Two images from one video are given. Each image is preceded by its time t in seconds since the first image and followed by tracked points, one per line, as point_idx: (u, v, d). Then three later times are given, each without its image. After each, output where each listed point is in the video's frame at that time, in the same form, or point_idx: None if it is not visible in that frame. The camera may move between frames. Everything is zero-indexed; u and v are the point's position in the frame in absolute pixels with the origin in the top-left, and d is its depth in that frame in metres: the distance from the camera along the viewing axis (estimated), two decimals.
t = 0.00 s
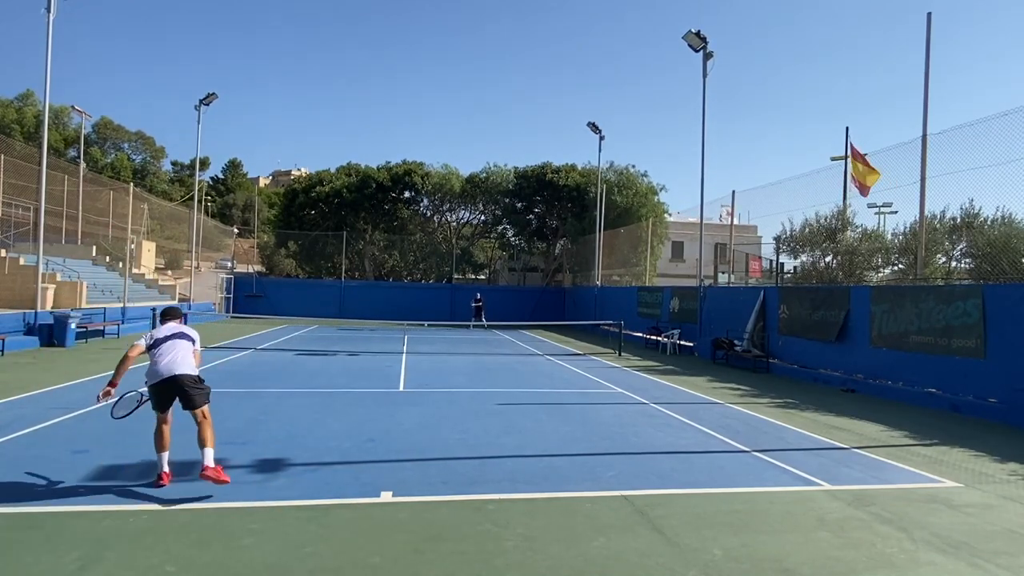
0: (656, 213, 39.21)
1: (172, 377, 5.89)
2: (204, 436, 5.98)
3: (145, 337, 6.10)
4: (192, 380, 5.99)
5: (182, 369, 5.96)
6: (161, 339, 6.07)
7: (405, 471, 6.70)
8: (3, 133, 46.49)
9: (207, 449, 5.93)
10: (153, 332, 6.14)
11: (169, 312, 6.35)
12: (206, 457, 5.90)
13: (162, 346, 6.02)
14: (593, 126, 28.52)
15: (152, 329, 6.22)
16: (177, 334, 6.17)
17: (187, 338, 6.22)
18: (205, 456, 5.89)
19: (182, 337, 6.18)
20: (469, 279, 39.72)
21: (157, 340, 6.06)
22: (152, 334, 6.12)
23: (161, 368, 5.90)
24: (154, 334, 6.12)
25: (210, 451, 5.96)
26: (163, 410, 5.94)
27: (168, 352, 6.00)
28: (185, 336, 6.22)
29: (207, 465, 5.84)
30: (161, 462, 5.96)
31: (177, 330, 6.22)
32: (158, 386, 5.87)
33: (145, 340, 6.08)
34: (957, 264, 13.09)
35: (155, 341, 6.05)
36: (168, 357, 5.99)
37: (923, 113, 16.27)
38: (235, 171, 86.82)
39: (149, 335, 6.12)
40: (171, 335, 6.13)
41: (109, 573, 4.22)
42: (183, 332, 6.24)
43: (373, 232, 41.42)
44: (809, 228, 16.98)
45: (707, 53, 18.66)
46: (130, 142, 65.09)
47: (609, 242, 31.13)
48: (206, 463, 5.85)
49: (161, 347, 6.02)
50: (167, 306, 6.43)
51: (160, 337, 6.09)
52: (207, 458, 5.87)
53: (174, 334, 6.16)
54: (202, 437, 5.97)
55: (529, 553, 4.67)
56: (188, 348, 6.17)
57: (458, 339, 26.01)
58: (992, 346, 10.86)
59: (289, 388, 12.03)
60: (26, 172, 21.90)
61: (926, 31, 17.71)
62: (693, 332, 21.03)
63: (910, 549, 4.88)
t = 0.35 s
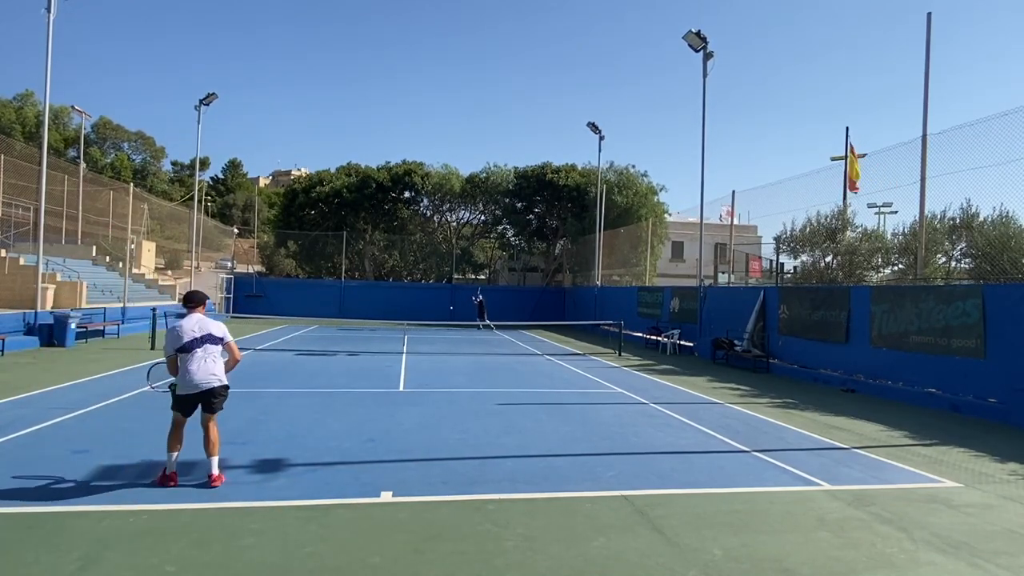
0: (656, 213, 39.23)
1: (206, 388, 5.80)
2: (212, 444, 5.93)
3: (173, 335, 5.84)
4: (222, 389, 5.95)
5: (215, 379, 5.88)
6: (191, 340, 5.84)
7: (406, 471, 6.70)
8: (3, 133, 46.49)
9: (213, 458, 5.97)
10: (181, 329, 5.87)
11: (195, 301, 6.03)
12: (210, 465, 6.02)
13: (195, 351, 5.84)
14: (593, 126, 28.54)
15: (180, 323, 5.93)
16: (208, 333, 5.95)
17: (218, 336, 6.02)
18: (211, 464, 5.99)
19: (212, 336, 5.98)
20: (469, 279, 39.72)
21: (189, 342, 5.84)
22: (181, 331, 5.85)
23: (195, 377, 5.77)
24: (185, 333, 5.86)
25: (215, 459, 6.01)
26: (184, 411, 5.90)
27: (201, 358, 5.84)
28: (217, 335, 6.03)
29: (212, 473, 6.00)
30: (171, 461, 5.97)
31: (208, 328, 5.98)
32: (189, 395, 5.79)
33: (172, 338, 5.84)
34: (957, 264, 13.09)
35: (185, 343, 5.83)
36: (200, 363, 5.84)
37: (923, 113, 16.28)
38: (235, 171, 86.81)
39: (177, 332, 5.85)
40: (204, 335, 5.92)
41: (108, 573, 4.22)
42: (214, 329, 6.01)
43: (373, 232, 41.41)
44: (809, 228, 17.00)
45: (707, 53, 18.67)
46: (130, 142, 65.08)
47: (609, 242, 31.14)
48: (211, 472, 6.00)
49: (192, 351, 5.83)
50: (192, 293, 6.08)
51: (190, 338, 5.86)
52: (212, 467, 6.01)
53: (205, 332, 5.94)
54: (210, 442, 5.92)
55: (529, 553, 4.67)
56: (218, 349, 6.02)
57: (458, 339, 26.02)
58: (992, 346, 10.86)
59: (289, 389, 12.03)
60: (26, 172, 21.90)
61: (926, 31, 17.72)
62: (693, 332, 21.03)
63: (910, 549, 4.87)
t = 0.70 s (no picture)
0: (656, 213, 39.23)
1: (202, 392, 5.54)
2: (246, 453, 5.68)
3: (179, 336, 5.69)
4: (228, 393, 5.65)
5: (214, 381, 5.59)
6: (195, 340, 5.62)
7: (406, 471, 6.71)
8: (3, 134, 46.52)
9: (250, 465, 5.73)
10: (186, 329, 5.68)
11: (206, 300, 5.82)
12: (251, 474, 5.73)
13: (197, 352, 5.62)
14: (593, 126, 28.59)
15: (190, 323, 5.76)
16: (213, 333, 5.67)
17: (224, 336, 5.72)
18: (249, 472, 5.72)
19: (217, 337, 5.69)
20: (469, 279, 39.74)
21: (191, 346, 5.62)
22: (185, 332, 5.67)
23: (196, 381, 5.55)
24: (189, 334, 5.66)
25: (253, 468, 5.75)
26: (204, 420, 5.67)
27: (202, 361, 5.59)
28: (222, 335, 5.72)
29: (254, 481, 5.71)
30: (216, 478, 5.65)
31: (213, 329, 5.69)
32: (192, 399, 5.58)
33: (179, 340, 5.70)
34: (956, 264, 13.08)
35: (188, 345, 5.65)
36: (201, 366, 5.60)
37: (923, 113, 16.28)
38: (235, 171, 86.85)
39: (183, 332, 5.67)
40: (206, 337, 5.63)
41: (108, 573, 4.22)
42: (219, 328, 5.72)
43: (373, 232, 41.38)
44: (809, 228, 17.01)
45: (707, 53, 18.66)
46: (130, 142, 65.07)
47: (609, 242, 31.15)
48: (253, 480, 5.71)
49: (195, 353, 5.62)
50: (203, 290, 5.87)
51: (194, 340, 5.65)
52: (253, 475, 5.71)
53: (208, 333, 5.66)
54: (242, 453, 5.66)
55: (529, 553, 4.67)
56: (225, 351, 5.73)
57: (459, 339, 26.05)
58: (992, 346, 10.86)
59: (289, 389, 12.04)
60: (25, 172, 21.90)
61: (927, 31, 17.72)
62: (693, 332, 21.05)
63: (910, 549, 4.87)
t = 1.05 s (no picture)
0: (656, 213, 39.22)
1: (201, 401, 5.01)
2: (237, 477, 4.95)
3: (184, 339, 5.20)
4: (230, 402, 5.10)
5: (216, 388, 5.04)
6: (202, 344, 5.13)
7: (406, 471, 6.70)
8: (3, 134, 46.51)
9: (241, 494, 4.93)
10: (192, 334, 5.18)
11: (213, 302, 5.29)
12: (241, 504, 4.91)
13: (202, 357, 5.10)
14: (593, 126, 28.62)
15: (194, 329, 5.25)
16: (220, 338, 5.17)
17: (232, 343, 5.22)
18: (238, 501, 4.90)
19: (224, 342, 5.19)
20: (469, 279, 39.72)
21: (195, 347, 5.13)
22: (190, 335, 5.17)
23: (196, 384, 5.02)
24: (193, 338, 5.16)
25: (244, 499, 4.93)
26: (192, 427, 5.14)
27: (205, 364, 5.07)
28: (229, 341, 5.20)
29: (241, 513, 4.88)
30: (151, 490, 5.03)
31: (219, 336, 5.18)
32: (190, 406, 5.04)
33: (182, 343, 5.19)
34: (956, 264, 13.07)
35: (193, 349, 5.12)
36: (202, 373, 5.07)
37: (924, 113, 16.26)
38: (235, 171, 86.85)
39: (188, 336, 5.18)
40: (212, 340, 5.14)
41: (108, 573, 4.21)
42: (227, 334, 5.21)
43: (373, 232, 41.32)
44: (809, 228, 17.01)
45: (707, 53, 18.65)
46: (130, 142, 65.06)
47: (609, 242, 31.13)
48: (241, 513, 4.88)
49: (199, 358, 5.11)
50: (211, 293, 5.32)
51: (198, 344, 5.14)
52: (242, 502, 4.90)
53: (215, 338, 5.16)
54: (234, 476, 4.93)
55: (529, 553, 4.67)
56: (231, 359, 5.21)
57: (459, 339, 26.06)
58: (992, 346, 10.85)
59: (290, 388, 12.04)
60: (26, 172, 21.90)
61: (927, 31, 17.72)
62: (693, 332, 21.04)
63: (910, 549, 4.87)
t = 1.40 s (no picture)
0: (656, 213, 39.22)
1: (183, 418, 4.86)
2: (222, 484, 4.88)
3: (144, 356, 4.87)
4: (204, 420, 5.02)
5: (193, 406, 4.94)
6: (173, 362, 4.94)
7: (405, 471, 6.70)
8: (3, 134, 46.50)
9: (231, 497, 4.90)
10: (159, 351, 4.91)
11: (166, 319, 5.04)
12: (234, 505, 4.88)
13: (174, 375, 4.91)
14: (593, 126, 28.64)
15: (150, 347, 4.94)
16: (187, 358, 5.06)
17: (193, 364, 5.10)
18: (232, 504, 4.88)
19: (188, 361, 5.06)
20: (469, 279, 39.74)
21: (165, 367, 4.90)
22: (157, 353, 4.90)
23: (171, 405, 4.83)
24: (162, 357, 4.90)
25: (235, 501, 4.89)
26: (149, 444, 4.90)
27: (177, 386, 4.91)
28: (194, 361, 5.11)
29: (239, 513, 4.86)
30: (118, 501, 4.91)
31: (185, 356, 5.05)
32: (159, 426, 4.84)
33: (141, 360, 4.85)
34: (956, 264, 13.08)
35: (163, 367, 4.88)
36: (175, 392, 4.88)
37: (924, 113, 16.27)
38: (235, 171, 86.89)
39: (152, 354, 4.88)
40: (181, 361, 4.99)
41: (108, 573, 4.21)
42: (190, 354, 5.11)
43: (373, 232, 41.31)
44: (809, 228, 17.04)
45: (707, 53, 18.64)
46: (130, 142, 65.03)
47: (609, 242, 31.13)
48: (239, 512, 4.87)
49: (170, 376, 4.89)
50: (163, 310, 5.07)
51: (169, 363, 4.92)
52: (234, 505, 4.87)
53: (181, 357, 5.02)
54: (219, 485, 4.85)
55: (529, 553, 4.67)
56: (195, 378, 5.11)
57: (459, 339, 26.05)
58: (992, 347, 10.85)
59: (289, 388, 12.03)
60: (25, 172, 21.91)
61: (927, 32, 17.70)
62: (693, 332, 21.03)
63: (910, 549, 4.87)
